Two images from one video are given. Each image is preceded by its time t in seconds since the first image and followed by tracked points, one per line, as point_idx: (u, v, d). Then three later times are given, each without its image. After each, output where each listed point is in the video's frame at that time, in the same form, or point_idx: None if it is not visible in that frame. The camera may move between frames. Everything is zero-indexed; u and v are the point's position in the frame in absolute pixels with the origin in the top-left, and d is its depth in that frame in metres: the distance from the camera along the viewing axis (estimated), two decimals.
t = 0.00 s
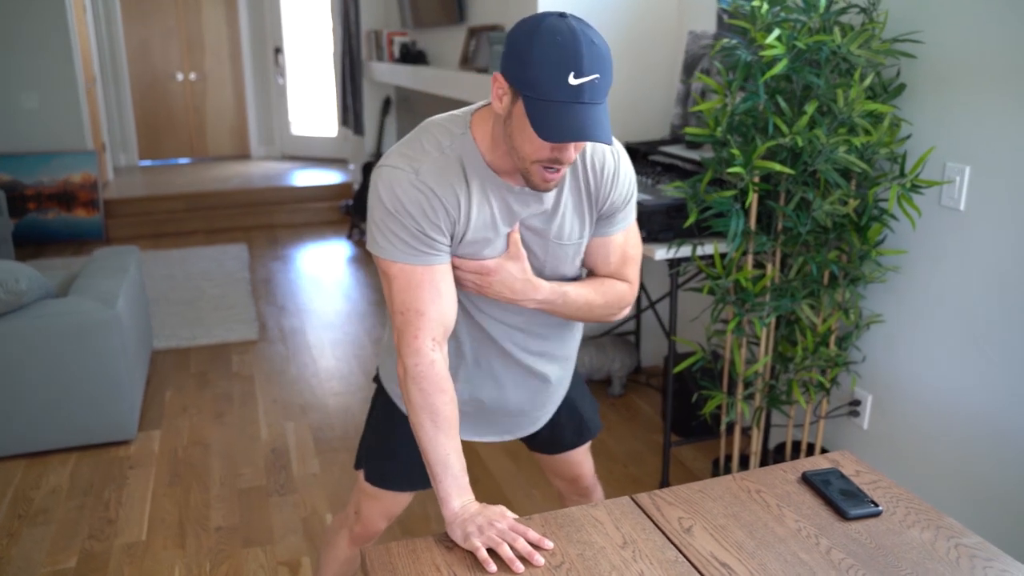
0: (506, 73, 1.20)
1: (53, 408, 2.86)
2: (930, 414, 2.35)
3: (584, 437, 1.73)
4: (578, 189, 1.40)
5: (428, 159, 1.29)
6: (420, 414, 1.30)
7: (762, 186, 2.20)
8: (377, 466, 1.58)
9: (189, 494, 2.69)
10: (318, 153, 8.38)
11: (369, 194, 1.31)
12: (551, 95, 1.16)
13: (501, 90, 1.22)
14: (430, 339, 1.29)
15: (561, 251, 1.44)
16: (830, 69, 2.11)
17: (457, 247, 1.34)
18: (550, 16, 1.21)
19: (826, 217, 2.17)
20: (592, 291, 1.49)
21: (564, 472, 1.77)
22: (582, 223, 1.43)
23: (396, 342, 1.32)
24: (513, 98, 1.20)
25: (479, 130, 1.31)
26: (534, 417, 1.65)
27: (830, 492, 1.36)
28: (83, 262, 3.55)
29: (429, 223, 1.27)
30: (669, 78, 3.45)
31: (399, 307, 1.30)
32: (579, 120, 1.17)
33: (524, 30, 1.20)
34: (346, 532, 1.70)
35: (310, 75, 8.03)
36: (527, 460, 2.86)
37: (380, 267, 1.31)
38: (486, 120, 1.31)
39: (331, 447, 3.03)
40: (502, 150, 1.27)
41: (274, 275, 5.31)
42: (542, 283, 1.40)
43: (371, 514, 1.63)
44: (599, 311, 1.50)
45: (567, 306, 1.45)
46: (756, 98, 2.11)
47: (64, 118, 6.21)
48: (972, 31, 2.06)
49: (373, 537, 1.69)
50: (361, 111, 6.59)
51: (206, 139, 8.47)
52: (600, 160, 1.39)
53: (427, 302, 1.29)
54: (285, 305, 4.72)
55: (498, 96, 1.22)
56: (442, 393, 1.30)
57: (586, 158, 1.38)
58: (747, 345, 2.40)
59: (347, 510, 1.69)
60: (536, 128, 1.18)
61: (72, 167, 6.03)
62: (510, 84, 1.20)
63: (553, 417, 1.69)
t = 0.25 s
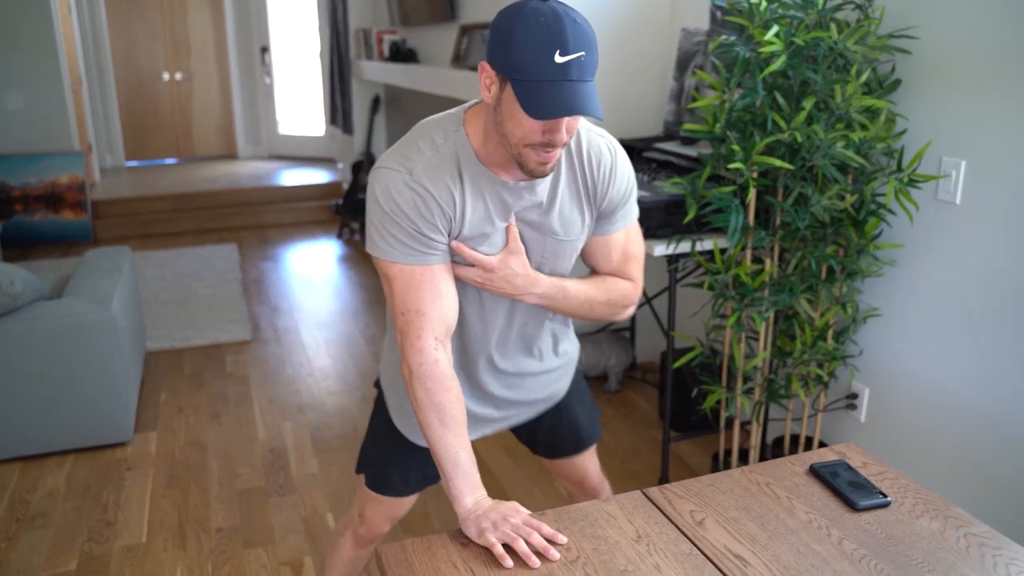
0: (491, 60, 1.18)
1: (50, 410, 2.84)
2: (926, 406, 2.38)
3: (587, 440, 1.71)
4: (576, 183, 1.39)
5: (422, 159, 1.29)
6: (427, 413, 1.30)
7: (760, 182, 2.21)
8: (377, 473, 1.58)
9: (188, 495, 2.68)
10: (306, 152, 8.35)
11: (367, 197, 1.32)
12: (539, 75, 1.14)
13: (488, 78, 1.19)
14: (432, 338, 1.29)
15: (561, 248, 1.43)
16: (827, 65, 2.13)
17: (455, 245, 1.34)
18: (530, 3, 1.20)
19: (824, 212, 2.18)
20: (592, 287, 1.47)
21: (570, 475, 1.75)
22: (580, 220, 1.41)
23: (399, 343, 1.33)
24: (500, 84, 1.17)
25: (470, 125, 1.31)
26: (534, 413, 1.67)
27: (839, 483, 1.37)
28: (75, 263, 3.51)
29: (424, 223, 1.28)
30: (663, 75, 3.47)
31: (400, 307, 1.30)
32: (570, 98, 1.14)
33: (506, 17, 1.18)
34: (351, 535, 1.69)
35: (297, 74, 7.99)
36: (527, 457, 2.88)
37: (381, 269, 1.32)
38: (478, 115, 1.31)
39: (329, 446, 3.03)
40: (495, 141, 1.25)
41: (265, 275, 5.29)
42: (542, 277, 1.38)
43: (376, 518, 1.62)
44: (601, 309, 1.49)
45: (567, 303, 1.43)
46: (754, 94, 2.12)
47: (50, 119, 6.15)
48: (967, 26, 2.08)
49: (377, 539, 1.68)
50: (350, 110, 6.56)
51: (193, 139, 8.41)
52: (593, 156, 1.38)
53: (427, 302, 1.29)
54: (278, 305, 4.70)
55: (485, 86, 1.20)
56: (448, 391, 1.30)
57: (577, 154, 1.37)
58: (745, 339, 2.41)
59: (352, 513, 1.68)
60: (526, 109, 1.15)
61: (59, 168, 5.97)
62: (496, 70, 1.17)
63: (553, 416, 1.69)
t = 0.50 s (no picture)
0: (518, 49, 1.19)
1: (43, 412, 2.81)
2: (922, 401, 2.40)
3: (608, 435, 1.73)
4: (607, 180, 1.38)
5: (451, 153, 1.30)
6: (445, 407, 1.30)
7: (758, 180, 2.22)
8: (399, 460, 1.58)
9: (185, 497, 2.67)
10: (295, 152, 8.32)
11: (395, 192, 1.32)
12: (568, 60, 1.14)
13: (515, 68, 1.20)
14: (455, 333, 1.30)
15: (589, 246, 1.42)
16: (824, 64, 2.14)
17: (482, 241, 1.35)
18: None
19: (821, 210, 2.19)
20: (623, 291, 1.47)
21: (586, 468, 1.78)
22: (609, 217, 1.40)
23: (421, 336, 1.33)
24: (528, 72, 1.18)
25: (501, 118, 1.32)
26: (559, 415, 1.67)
27: (845, 477, 1.38)
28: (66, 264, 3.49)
29: (452, 218, 1.29)
30: (656, 75, 3.49)
31: (424, 300, 1.31)
32: (599, 82, 1.14)
33: (532, 7, 1.19)
34: (360, 528, 1.69)
35: (286, 74, 7.96)
36: (525, 457, 2.91)
37: (407, 263, 1.32)
38: (508, 109, 1.32)
39: (326, 446, 3.02)
40: (523, 130, 1.26)
41: (256, 276, 5.26)
42: (573, 283, 1.38)
43: (388, 510, 1.63)
44: (634, 311, 1.49)
45: (598, 309, 1.43)
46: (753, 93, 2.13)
47: (37, 119, 6.09)
48: (961, 25, 2.11)
49: (387, 532, 1.69)
50: (339, 111, 6.51)
51: (180, 139, 8.36)
52: (620, 154, 1.37)
53: (452, 296, 1.30)
54: (269, 305, 4.68)
55: (513, 75, 1.21)
56: (468, 387, 1.31)
57: (604, 151, 1.36)
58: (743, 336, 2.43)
59: (362, 507, 1.69)
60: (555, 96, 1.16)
61: (46, 169, 5.92)
62: (523, 59, 1.18)
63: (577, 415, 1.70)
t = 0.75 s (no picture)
0: (490, 26, 1.20)
1: (27, 418, 2.78)
2: (906, 398, 2.43)
3: (592, 425, 1.74)
4: (583, 166, 1.40)
5: (434, 151, 1.30)
6: (440, 410, 1.31)
7: (746, 179, 2.25)
8: (383, 474, 1.57)
9: (173, 502, 2.65)
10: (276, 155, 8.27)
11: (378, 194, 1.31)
12: (539, 34, 1.15)
13: (488, 46, 1.21)
14: (447, 335, 1.30)
15: (571, 237, 1.43)
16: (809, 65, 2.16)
17: (470, 235, 1.34)
18: None
19: (808, 209, 2.21)
20: (598, 284, 1.49)
21: (573, 465, 1.79)
22: (588, 206, 1.42)
23: (413, 339, 1.34)
24: (501, 50, 1.19)
25: (478, 109, 1.33)
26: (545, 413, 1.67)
27: (838, 473, 1.40)
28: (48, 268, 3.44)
29: (439, 213, 1.28)
30: (640, 75, 3.50)
31: (415, 303, 1.31)
32: (571, 56, 1.15)
33: None
34: (347, 538, 1.69)
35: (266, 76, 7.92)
36: (513, 458, 2.92)
37: (396, 266, 1.32)
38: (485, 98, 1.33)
39: (314, 450, 3.00)
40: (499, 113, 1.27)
41: (239, 279, 5.23)
42: (557, 273, 1.39)
43: (374, 520, 1.64)
44: (608, 302, 1.50)
45: (580, 300, 1.44)
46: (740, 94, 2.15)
47: (14, 123, 6.02)
48: (943, 26, 2.14)
49: (373, 541, 1.69)
50: (321, 112, 6.48)
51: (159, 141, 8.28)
52: (594, 142, 1.40)
53: (441, 297, 1.30)
54: (253, 308, 4.65)
55: (486, 53, 1.21)
56: (462, 388, 1.32)
57: (578, 139, 1.39)
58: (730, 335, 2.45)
59: (348, 515, 1.69)
60: (528, 71, 1.17)
61: (24, 172, 5.84)
62: (494, 36, 1.19)
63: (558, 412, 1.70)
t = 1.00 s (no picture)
0: (521, 40, 1.20)
1: (21, 426, 2.76)
2: (902, 399, 2.44)
3: (605, 435, 1.75)
4: (609, 181, 1.40)
5: (461, 155, 1.30)
6: (451, 412, 1.31)
7: (741, 182, 2.25)
8: (401, 472, 1.57)
9: (168, 509, 2.63)
10: (266, 159, 8.25)
11: (403, 196, 1.32)
12: (571, 47, 1.16)
13: (519, 60, 1.22)
14: (462, 336, 1.31)
15: (593, 248, 1.43)
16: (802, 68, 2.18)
17: (491, 241, 1.34)
18: None
19: (803, 211, 2.22)
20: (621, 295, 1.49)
21: (581, 468, 1.79)
22: (611, 218, 1.42)
23: (428, 339, 1.34)
24: (532, 63, 1.20)
25: (505, 118, 1.33)
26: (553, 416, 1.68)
27: (839, 473, 1.41)
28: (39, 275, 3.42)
29: (462, 219, 1.28)
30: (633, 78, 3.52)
31: (433, 303, 1.31)
32: (603, 69, 1.16)
33: None
34: (357, 542, 1.69)
35: (256, 81, 7.90)
36: (509, 461, 2.93)
37: (414, 266, 1.32)
38: (513, 108, 1.34)
39: (310, 455, 2.99)
40: (529, 125, 1.28)
41: (232, 284, 5.21)
42: (579, 282, 1.39)
43: (388, 521, 1.64)
44: (628, 315, 1.50)
45: (600, 310, 1.44)
46: (735, 97, 2.16)
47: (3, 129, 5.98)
48: (936, 29, 2.16)
49: (389, 542, 1.69)
50: (312, 117, 6.46)
51: (148, 146, 8.24)
52: (620, 157, 1.40)
53: (460, 298, 1.30)
54: (246, 313, 4.63)
55: (517, 67, 1.22)
56: (474, 391, 1.32)
57: (605, 152, 1.39)
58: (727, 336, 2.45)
59: (358, 519, 1.68)
60: (560, 83, 1.17)
61: (13, 178, 5.80)
62: (526, 49, 1.20)
63: (574, 418, 1.71)
